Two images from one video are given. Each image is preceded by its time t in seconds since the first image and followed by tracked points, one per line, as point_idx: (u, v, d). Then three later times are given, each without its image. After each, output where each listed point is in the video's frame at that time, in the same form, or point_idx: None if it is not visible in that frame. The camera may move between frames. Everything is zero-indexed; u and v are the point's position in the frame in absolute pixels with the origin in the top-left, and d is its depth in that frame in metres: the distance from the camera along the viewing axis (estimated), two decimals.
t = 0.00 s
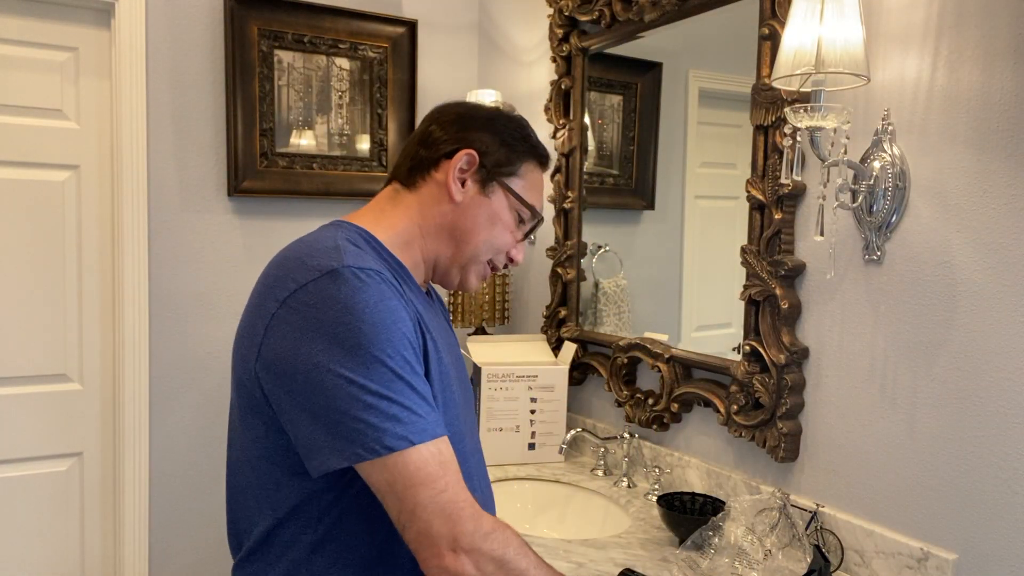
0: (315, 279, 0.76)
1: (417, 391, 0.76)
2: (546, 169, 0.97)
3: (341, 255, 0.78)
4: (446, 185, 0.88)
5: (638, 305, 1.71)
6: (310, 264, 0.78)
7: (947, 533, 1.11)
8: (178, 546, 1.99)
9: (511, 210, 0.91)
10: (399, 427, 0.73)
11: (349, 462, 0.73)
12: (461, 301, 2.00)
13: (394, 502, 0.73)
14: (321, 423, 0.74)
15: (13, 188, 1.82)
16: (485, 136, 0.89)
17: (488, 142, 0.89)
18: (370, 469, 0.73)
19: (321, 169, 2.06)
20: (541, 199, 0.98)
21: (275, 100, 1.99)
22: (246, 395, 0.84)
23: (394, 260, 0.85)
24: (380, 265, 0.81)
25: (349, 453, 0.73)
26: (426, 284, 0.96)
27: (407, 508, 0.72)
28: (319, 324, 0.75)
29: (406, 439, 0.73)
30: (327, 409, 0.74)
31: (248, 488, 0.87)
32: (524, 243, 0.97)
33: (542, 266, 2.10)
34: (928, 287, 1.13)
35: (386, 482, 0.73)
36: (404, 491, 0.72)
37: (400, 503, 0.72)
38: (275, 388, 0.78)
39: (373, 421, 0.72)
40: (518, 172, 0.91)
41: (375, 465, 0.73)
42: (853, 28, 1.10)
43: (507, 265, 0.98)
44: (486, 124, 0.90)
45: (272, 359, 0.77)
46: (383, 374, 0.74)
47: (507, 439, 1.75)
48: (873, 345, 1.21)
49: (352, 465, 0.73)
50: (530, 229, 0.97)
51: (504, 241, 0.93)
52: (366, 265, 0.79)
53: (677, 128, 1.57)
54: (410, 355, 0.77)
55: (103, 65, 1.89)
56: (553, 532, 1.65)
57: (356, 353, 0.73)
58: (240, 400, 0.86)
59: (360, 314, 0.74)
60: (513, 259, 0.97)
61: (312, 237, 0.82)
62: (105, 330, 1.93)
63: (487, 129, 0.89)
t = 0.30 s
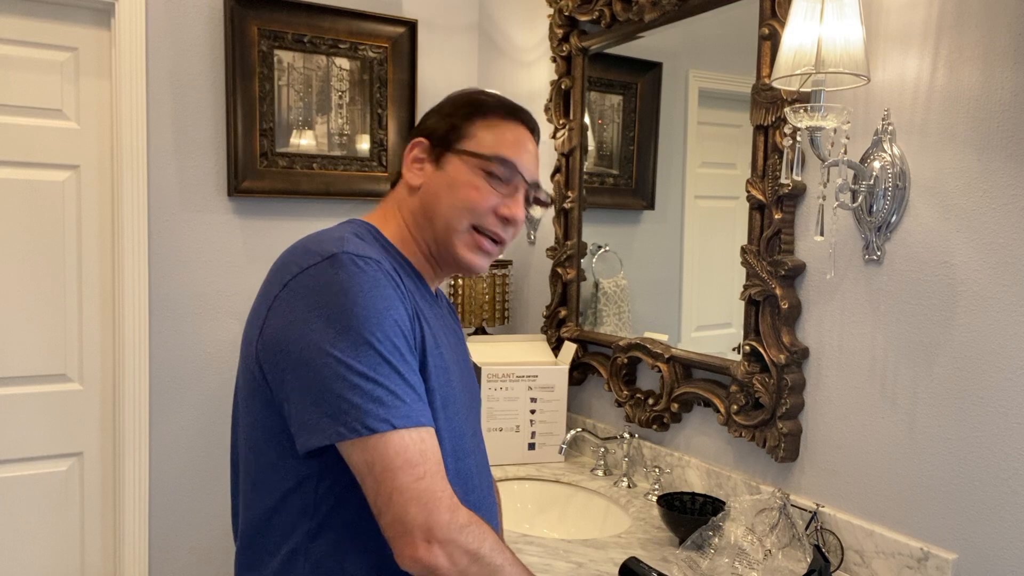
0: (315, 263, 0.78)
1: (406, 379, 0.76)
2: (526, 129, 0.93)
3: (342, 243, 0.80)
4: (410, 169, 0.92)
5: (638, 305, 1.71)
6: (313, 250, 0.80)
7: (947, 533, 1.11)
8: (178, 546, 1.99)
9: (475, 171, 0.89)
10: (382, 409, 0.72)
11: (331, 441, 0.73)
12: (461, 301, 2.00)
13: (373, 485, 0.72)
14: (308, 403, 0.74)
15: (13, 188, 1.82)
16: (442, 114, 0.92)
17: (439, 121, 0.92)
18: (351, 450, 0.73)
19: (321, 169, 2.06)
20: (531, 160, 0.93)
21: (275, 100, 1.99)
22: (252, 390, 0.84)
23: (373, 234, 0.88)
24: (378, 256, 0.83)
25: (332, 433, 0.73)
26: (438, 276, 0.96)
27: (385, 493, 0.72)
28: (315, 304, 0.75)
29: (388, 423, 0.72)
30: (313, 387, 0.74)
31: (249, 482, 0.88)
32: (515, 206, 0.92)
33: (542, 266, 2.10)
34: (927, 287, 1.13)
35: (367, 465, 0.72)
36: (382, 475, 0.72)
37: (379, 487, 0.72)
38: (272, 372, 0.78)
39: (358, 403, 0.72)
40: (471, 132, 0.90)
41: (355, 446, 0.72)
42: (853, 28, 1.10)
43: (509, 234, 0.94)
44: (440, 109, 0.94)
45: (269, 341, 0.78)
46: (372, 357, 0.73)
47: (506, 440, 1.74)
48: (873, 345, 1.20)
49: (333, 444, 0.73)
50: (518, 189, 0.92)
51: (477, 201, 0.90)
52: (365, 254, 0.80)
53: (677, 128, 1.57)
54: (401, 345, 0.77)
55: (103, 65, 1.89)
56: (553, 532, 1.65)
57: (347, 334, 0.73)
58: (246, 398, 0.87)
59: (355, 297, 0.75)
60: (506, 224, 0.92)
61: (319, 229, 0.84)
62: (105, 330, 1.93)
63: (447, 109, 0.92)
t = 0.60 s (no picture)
0: (315, 260, 0.78)
1: (396, 375, 0.76)
2: (500, 108, 0.98)
3: (342, 242, 0.81)
4: (401, 172, 1.00)
5: (638, 304, 1.71)
6: (314, 247, 0.80)
7: (946, 533, 1.11)
8: (178, 546, 1.99)
9: (447, 153, 0.95)
10: (368, 404, 0.72)
11: (318, 433, 0.73)
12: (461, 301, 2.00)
13: (356, 478, 0.73)
14: (300, 396, 0.74)
15: (12, 188, 1.82)
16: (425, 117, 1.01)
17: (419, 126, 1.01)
18: (336, 442, 0.73)
19: (321, 169, 2.06)
20: (505, 133, 0.96)
21: (275, 100, 1.99)
22: (259, 387, 0.85)
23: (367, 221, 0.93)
24: (376, 254, 0.83)
25: (321, 425, 0.73)
26: (443, 269, 0.97)
27: (368, 485, 0.72)
28: (310, 299, 0.76)
29: (374, 418, 0.72)
30: (304, 381, 0.74)
31: (251, 482, 0.88)
32: (492, 178, 0.95)
33: (542, 266, 2.10)
34: (927, 287, 1.13)
35: (351, 458, 0.73)
36: (366, 468, 0.72)
37: (362, 479, 0.72)
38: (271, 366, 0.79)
39: (345, 396, 0.72)
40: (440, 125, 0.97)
41: (341, 439, 0.72)
42: (853, 28, 1.10)
43: (494, 209, 0.95)
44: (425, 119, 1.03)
45: (269, 335, 0.79)
46: (362, 352, 0.73)
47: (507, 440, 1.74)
48: (872, 345, 1.21)
49: (321, 436, 0.73)
50: (492, 163, 0.95)
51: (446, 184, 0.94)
52: (363, 253, 0.80)
53: (677, 128, 1.57)
54: (394, 343, 0.77)
55: (103, 65, 1.89)
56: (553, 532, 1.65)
57: (339, 329, 0.74)
58: (254, 394, 0.87)
59: (349, 294, 0.75)
60: (484, 195, 0.94)
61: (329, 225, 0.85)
62: (105, 329, 1.93)
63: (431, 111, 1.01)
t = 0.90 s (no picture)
0: (309, 257, 0.79)
1: (390, 370, 0.75)
2: (493, 102, 0.97)
3: (337, 239, 0.81)
4: (400, 174, 1.00)
5: (638, 304, 1.71)
6: (310, 245, 0.81)
7: (946, 533, 1.11)
8: (178, 546, 1.99)
9: (441, 153, 0.95)
10: (361, 397, 0.72)
11: (312, 426, 0.73)
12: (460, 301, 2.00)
13: (350, 469, 0.73)
14: (294, 390, 0.75)
15: (12, 188, 1.82)
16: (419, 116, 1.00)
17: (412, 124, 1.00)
18: (331, 434, 0.73)
19: (321, 169, 2.06)
20: (498, 128, 0.95)
21: (275, 100, 1.99)
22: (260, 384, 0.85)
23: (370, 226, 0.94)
24: (371, 250, 0.83)
25: (315, 418, 0.73)
26: (450, 269, 0.98)
27: (362, 476, 0.72)
28: (305, 294, 0.76)
29: (366, 411, 0.72)
30: (299, 374, 0.74)
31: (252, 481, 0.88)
32: (489, 174, 0.95)
33: (542, 266, 2.10)
34: (927, 287, 1.13)
35: (345, 449, 0.72)
36: (359, 459, 0.72)
37: (355, 470, 0.72)
38: (269, 363, 0.79)
39: (338, 390, 0.72)
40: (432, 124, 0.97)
41: (335, 430, 0.72)
42: (853, 28, 1.10)
43: (492, 205, 0.96)
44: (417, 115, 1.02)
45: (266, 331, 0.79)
46: (354, 346, 0.73)
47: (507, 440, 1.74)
48: (872, 345, 1.21)
49: (315, 428, 0.73)
50: (487, 158, 0.95)
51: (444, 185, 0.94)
52: (358, 249, 0.81)
53: (677, 128, 1.57)
54: (387, 338, 0.77)
55: (103, 65, 1.89)
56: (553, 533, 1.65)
57: (331, 324, 0.74)
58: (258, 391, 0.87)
59: (342, 288, 0.75)
60: (482, 192, 0.94)
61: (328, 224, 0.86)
62: (105, 329, 1.93)
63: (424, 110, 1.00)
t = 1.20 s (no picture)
0: (327, 261, 0.78)
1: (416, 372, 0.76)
2: (534, 122, 0.92)
3: (353, 241, 0.81)
4: (416, 169, 0.91)
5: (639, 304, 1.71)
6: (323, 248, 0.80)
7: (946, 533, 1.11)
8: (178, 546, 1.99)
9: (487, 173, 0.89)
10: (397, 402, 0.73)
11: (346, 432, 0.73)
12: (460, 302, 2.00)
13: (387, 475, 0.72)
14: (324, 397, 0.75)
15: (12, 188, 1.82)
16: (450, 112, 0.90)
17: (444, 122, 0.90)
18: (364, 438, 0.73)
19: (321, 169, 2.06)
20: (540, 155, 0.93)
21: (275, 100, 1.99)
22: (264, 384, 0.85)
23: (390, 236, 0.90)
24: (388, 252, 0.83)
25: (346, 423, 0.73)
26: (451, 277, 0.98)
27: (400, 480, 0.72)
28: (328, 301, 0.76)
29: (403, 415, 0.72)
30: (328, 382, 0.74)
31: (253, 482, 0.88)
32: (525, 207, 0.92)
33: (542, 266, 2.10)
34: (927, 287, 1.13)
35: (382, 455, 0.72)
36: (396, 463, 0.72)
37: (393, 475, 0.72)
38: (286, 370, 0.78)
39: (373, 396, 0.72)
40: (476, 135, 0.89)
41: (371, 435, 0.72)
42: (853, 28, 1.10)
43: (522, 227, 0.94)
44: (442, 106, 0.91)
45: (284, 337, 0.78)
46: (384, 351, 0.74)
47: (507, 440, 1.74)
48: (873, 346, 1.21)
49: (349, 434, 0.73)
50: (527, 189, 0.91)
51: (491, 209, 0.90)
52: (376, 252, 0.80)
53: (677, 128, 1.57)
54: (409, 339, 0.78)
55: (103, 64, 1.89)
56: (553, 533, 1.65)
57: (360, 330, 0.74)
58: (257, 391, 0.87)
59: (368, 294, 0.75)
60: (516, 225, 0.92)
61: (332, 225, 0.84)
62: (105, 330, 1.93)
63: (456, 105, 0.90)
